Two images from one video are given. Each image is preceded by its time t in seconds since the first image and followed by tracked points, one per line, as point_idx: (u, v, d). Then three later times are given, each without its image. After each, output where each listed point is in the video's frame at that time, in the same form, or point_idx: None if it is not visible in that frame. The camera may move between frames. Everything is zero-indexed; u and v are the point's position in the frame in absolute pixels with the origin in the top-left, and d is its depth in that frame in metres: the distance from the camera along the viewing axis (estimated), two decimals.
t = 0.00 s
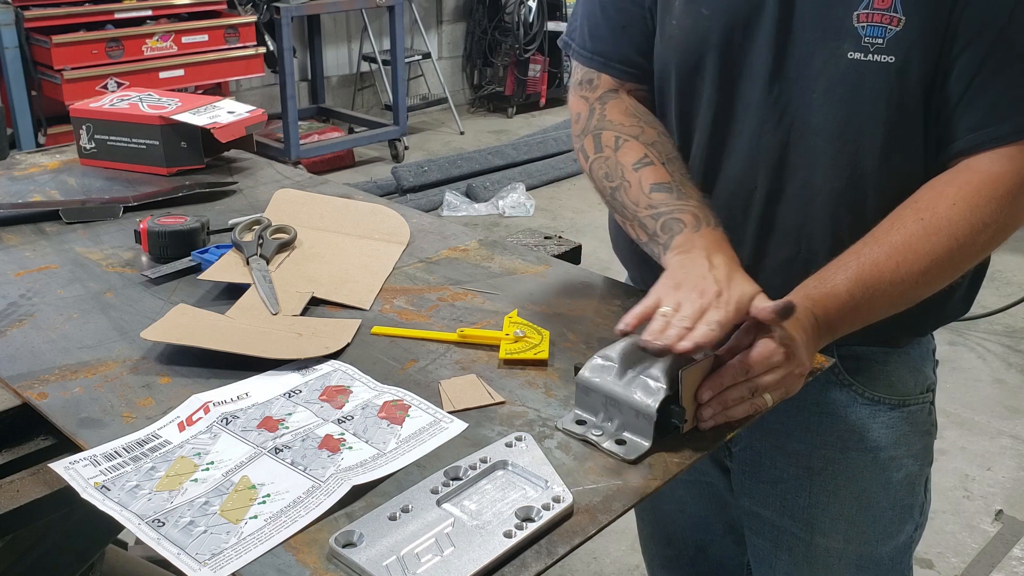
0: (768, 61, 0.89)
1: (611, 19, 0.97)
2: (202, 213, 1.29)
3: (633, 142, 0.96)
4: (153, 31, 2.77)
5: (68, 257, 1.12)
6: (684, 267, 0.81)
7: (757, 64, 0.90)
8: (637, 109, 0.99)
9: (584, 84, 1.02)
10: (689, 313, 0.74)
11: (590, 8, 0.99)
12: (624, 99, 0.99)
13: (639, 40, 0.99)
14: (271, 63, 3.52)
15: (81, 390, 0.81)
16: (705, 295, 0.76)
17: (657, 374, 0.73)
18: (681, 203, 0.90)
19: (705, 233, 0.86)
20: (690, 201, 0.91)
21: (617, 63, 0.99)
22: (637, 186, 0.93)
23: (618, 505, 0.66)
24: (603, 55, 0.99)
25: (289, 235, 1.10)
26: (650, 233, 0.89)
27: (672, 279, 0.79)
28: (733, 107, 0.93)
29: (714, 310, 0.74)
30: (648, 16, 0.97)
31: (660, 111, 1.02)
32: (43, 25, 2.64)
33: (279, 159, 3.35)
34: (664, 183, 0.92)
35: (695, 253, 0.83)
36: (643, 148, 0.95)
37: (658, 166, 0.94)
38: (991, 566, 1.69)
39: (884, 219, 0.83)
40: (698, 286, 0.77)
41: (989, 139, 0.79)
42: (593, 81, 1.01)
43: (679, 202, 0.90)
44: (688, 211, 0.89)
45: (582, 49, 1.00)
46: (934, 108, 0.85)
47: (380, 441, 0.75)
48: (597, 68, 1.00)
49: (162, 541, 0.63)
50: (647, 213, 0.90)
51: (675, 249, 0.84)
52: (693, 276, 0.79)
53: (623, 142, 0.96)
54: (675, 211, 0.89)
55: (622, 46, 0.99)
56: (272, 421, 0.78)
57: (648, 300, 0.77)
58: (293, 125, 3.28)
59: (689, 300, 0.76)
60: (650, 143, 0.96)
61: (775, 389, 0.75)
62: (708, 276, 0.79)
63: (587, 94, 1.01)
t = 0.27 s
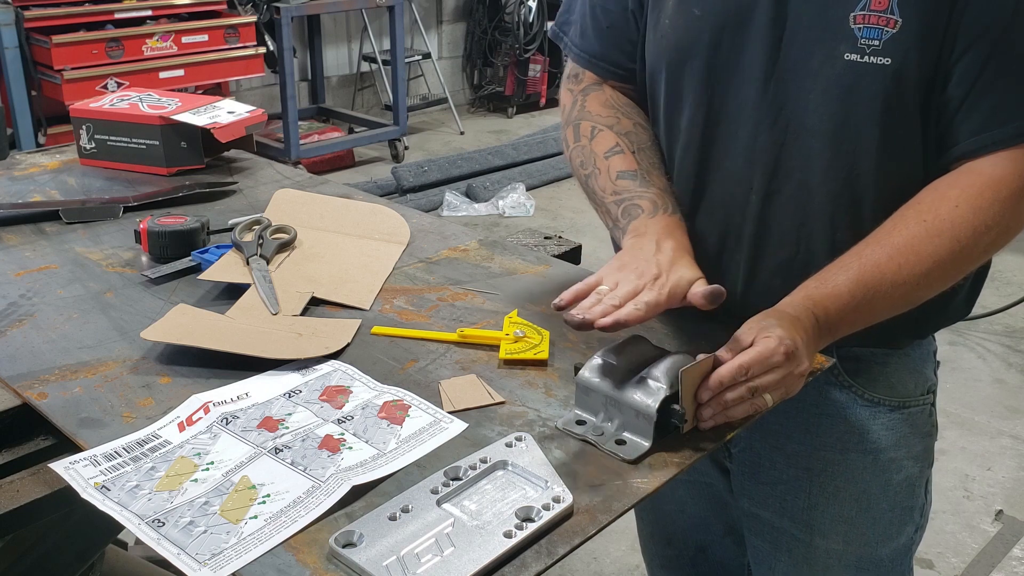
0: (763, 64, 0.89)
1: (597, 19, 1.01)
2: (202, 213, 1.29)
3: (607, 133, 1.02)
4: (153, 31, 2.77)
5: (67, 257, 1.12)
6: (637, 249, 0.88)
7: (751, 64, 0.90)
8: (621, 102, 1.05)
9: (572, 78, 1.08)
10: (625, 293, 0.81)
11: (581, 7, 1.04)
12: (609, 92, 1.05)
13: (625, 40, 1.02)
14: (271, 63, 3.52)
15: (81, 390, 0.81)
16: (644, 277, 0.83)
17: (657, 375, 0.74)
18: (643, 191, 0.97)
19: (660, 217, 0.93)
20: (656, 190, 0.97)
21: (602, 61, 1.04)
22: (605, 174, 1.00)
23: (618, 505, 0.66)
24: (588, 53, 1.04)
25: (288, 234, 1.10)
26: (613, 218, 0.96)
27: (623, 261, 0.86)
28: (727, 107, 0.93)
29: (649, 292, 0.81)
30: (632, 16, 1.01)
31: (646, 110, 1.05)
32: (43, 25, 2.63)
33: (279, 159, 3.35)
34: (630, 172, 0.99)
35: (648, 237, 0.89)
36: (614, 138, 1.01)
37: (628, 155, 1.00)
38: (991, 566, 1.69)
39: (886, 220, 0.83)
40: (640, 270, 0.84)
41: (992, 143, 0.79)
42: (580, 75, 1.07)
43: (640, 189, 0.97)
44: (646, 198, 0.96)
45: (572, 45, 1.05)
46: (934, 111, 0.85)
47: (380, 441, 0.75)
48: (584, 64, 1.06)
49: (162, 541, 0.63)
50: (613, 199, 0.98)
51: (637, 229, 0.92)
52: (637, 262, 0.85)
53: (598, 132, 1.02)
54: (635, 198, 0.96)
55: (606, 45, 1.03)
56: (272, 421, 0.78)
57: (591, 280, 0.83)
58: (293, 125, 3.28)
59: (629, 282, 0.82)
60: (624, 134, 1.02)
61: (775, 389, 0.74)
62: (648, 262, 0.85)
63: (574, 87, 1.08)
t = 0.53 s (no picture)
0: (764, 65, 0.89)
1: (607, 23, 0.99)
2: (202, 213, 1.29)
3: (627, 142, 0.97)
4: (153, 31, 2.77)
5: (67, 257, 1.12)
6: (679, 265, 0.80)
7: (757, 66, 0.90)
8: (634, 110, 1.01)
9: (582, 87, 1.04)
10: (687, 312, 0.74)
11: (589, 12, 1.01)
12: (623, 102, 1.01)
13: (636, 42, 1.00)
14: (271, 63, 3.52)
15: (81, 390, 0.81)
16: (697, 292, 0.75)
17: (657, 374, 0.73)
18: (673, 200, 0.90)
19: (696, 229, 0.86)
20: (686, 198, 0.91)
21: (614, 66, 1.01)
22: (630, 185, 0.93)
23: (618, 505, 0.66)
24: (600, 57, 1.01)
25: (288, 234, 1.10)
26: (643, 231, 0.90)
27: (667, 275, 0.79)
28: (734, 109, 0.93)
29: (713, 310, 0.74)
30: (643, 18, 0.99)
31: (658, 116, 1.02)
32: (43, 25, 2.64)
33: (279, 159, 3.35)
34: (656, 182, 0.92)
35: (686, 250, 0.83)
36: (637, 148, 0.96)
37: (652, 164, 0.95)
38: (991, 566, 1.69)
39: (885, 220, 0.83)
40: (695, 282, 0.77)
41: (993, 142, 0.79)
42: (591, 84, 1.03)
43: (668, 199, 0.90)
44: (678, 209, 0.89)
45: (581, 50, 1.02)
46: (936, 111, 0.84)
47: (380, 441, 0.75)
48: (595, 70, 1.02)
49: (162, 541, 0.63)
50: (640, 212, 0.91)
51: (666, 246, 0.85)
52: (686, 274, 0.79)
53: (617, 142, 0.97)
54: (665, 209, 0.89)
55: (618, 48, 1.00)
56: (272, 421, 0.78)
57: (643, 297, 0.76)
58: (293, 125, 3.28)
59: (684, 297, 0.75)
60: (645, 143, 0.97)
61: (775, 389, 0.74)
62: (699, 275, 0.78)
63: (585, 96, 1.03)
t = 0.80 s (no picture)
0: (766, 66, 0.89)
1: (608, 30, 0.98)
2: (202, 213, 1.29)
3: (622, 147, 0.97)
4: (153, 31, 2.77)
5: (67, 257, 1.12)
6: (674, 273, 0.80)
7: (761, 68, 0.90)
8: (631, 114, 1.01)
9: (581, 91, 1.04)
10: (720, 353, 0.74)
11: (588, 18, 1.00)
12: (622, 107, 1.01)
13: (636, 44, 1.00)
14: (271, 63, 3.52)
15: (81, 390, 0.81)
16: (692, 289, 0.76)
17: (657, 375, 0.73)
18: (667, 205, 0.90)
19: (686, 231, 0.86)
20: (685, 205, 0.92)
21: (615, 71, 1.01)
22: (624, 190, 0.94)
23: (617, 505, 0.66)
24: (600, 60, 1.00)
25: (288, 234, 1.10)
26: (637, 236, 0.89)
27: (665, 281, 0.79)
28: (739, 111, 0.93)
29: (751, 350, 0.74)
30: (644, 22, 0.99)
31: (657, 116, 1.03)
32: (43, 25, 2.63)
33: (279, 159, 3.35)
34: (649, 187, 0.93)
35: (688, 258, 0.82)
36: (631, 152, 0.96)
37: (646, 168, 0.95)
38: (991, 566, 1.69)
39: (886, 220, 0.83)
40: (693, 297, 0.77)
41: (994, 142, 0.79)
42: (590, 88, 1.03)
43: (661, 204, 0.90)
44: (669, 212, 0.89)
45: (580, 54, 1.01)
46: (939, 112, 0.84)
47: (380, 441, 0.75)
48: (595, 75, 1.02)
49: (162, 541, 0.63)
50: (634, 216, 0.91)
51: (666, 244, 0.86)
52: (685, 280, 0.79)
53: (612, 147, 0.97)
54: (658, 213, 0.89)
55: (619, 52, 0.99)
56: (272, 421, 0.78)
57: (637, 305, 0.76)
58: (293, 125, 3.28)
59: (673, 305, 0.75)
60: (640, 147, 0.97)
61: (776, 389, 0.74)
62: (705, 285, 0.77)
63: (584, 100, 1.03)
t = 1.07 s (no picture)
0: (767, 67, 0.88)
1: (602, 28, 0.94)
2: (202, 213, 1.29)
3: (560, 148, 0.96)
4: (153, 31, 2.77)
5: (68, 257, 1.12)
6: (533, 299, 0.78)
7: (765, 71, 0.88)
8: (594, 114, 0.95)
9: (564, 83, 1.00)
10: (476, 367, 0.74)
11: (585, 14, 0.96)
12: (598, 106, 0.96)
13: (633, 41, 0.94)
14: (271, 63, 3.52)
15: (81, 390, 0.81)
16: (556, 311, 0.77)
17: (657, 375, 0.73)
18: (568, 218, 0.89)
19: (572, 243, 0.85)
20: (600, 225, 0.89)
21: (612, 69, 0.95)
22: (546, 194, 0.94)
23: (618, 505, 0.66)
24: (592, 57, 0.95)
25: (288, 234, 1.10)
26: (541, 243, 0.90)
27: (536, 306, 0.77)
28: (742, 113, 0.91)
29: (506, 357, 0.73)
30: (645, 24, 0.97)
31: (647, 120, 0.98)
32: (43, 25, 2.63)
33: (279, 159, 3.35)
34: (564, 194, 0.92)
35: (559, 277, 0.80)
36: (563, 155, 0.95)
37: (568, 174, 0.94)
38: (991, 566, 1.69)
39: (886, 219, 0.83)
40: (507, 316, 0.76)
41: (995, 143, 0.78)
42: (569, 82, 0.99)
43: (568, 213, 0.90)
44: (566, 224, 0.89)
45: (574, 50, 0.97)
46: (942, 113, 0.83)
47: (380, 441, 0.75)
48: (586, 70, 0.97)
49: (162, 541, 0.63)
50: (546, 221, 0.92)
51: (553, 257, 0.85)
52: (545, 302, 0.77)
53: (553, 147, 0.97)
54: (559, 223, 0.89)
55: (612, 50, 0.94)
56: (272, 421, 0.78)
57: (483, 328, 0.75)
58: (293, 125, 3.28)
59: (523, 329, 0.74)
60: (599, 144, 0.94)
61: (776, 389, 0.74)
62: (561, 307, 0.76)
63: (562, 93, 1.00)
